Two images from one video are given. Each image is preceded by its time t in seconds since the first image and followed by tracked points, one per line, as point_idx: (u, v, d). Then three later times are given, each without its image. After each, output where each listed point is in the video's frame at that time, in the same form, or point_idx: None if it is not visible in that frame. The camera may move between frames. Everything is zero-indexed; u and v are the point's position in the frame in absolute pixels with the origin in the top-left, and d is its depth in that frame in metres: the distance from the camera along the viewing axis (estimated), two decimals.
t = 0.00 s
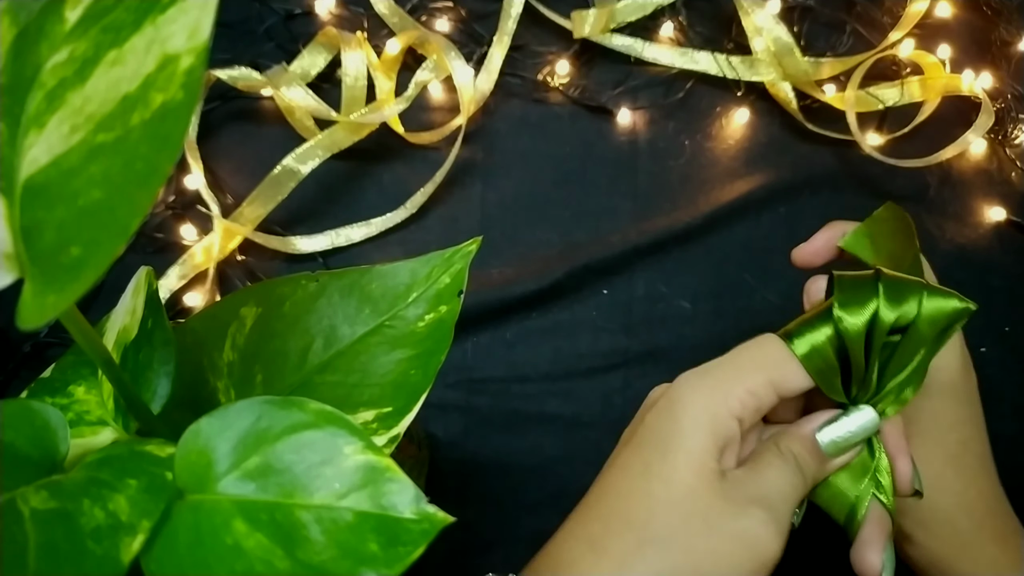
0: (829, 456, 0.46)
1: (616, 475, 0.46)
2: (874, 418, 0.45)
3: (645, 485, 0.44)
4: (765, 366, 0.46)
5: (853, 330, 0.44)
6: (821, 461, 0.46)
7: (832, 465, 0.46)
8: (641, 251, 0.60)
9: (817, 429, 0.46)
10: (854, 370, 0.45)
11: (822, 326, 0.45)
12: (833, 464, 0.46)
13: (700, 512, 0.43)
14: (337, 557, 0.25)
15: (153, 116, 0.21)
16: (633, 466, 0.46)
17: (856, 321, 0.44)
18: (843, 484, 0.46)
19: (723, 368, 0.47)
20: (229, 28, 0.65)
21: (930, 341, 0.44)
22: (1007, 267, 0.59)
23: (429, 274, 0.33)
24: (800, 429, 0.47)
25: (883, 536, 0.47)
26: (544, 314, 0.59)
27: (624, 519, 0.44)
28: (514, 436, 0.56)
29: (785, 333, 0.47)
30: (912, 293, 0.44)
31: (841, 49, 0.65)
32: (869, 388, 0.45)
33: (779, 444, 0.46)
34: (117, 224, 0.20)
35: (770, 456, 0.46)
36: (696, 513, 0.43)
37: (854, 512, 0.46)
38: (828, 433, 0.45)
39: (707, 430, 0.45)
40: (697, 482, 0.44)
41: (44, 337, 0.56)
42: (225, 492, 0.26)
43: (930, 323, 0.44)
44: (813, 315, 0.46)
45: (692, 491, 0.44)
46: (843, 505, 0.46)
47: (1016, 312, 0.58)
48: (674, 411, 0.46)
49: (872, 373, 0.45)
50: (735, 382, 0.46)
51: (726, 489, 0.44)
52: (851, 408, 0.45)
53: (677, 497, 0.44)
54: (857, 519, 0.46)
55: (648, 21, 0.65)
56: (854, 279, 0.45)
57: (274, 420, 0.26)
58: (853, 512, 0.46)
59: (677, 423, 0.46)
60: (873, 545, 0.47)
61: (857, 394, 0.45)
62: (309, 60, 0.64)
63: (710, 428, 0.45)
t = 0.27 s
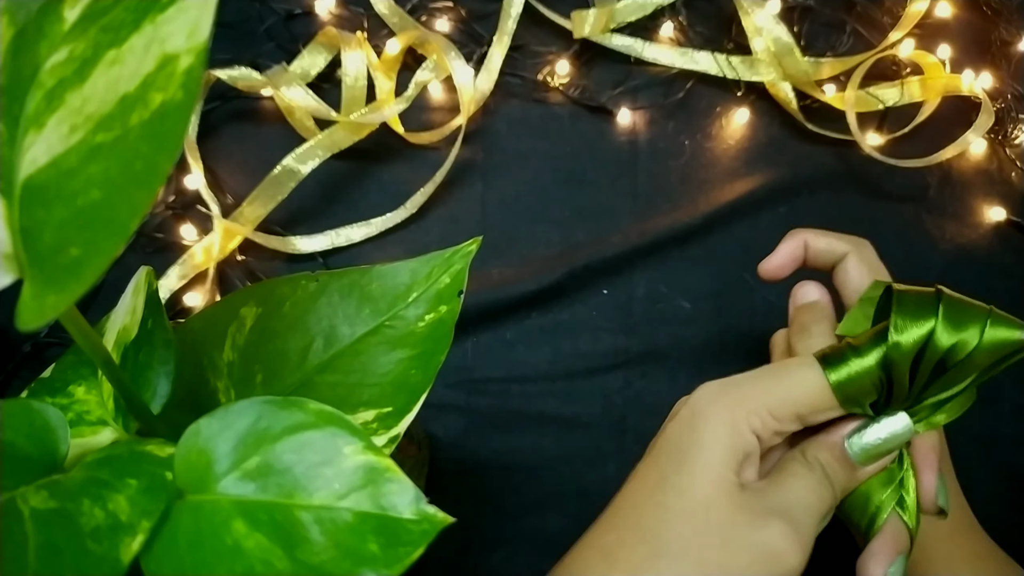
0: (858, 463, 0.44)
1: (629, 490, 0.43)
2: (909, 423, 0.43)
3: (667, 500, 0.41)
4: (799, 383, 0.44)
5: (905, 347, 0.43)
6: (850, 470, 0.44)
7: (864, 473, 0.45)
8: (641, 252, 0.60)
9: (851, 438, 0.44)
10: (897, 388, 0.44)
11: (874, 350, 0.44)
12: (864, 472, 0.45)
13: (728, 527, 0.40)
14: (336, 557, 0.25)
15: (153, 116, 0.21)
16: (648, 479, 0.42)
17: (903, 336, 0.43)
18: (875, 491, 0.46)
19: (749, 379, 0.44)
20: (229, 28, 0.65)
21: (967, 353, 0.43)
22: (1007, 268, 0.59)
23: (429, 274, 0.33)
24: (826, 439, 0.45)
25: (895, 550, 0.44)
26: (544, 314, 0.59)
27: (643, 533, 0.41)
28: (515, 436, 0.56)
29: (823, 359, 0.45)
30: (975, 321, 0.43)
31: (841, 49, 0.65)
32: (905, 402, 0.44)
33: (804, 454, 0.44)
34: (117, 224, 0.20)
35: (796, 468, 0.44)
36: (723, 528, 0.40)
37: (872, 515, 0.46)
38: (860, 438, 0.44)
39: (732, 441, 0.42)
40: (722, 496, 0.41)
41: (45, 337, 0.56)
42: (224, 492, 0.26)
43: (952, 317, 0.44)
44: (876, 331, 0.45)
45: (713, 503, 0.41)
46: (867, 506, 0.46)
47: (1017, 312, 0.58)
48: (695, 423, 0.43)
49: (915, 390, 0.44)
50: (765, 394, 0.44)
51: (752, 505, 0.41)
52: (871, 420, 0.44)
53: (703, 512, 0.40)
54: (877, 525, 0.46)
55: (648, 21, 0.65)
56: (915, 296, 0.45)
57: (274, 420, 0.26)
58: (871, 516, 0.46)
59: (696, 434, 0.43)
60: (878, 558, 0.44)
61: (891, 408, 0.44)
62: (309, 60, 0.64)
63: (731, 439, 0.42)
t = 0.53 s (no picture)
0: (784, 392, 0.45)
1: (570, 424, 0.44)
2: (832, 352, 0.44)
3: (604, 434, 0.43)
4: (724, 313, 0.45)
5: (813, 254, 0.43)
6: (778, 401, 0.45)
7: (790, 402, 0.46)
8: (641, 252, 0.60)
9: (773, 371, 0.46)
10: (816, 298, 0.43)
11: (787, 266, 0.44)
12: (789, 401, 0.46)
13: (659, 461, 0.42)
14: (337, 557, 0.25)
15: (152, 116, 0.21)
16: (584, 417, 0.44)
17: (814, 242, 0.43)
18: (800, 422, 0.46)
19: (684, 317, 0.46)
20: (229, 28, 0.65)
21: (896, 260, 0.42)
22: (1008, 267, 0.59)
23: (429, 274, 0.33)
24: (755, 369, 0.46)
25: (832, 465, 0.45)
26: (544, 314, 0.59)
27: (579, 467, 0.42)
28: (515, 436, 0.56)
29: (746, 279, 0.45)
30: (875, 219, 0.43)
31: (841, 49, 0.65)
32: (831, 314, 0.43)
33: (733, 386, 0.46)
34: (117, 223, 0.20)
35: (722, 397, 0.45)
36: (654, 460, 0.42)
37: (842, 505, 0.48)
38: (785, 369, 0.45)
39: (667, 380, 0.44)
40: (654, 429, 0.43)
41: (45, 337, 0.56)
42: (225, 492, 0.26)
43: (897, 250, 0.42)
44: (784, 248, 0.45)
45: (646, 437, 0.43)
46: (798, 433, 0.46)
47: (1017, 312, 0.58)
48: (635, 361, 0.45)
49: (836, 301, 0.43)
50: (696, 331, 0.45)
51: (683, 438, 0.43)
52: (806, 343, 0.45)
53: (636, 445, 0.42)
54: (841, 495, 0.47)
55: (648, 21, 0.65)
56: (816, 204, 0.44)
57: (274, 420, 0.26)
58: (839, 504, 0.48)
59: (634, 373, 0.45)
60: (819, 475, 0.45)
61: (814, 326, 0.45)
62: (309, 59, 0.64)
63: (668, 376, 0.44)
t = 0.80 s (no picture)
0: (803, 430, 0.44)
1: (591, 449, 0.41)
2: (839, 390, 0.43)
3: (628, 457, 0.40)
4: (747, 343, 0.42)
5: (821, 286, 0.43)
6: (796, 435, 0.43)
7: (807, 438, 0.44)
8: (641, 252, 0.60)
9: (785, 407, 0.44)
10: (824, 326, 0.43)
11: (796, 299, 0.43)
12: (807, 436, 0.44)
13: (681, 487, 0.39)
14: (336, 557, 0.25)
15: (151, 116, 0.21)
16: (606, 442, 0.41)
17: (824, 276, 0.43)
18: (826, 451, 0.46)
19: (707, 348, 0.43)
20: (229, 28, 0.65)
21: (878, 294, 0.44)
22: (1008, 267, 0.59)
23: (429, 274, 0.33)
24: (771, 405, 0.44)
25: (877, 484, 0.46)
26: (544, 313, 0.59)
27: (601, 492, 0.39)
28: (515, 436, 0.56)
29: (760, 311, 0.43)
30: (869, 256, 0.44)
31: (841, 49, 0.65)
32: (835, 345, 0.44)
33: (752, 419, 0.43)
34: (116, 223, 0.20)
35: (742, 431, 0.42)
36: (675, 486, 0.39)
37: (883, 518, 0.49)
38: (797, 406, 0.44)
39: (693, 405, 0.41)
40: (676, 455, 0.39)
41: (45, 337, 0.56)
42: (225, 492, 0.26)
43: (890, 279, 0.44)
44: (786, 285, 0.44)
45: (669, 461, 0.39)
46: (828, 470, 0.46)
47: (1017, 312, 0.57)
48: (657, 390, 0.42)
49: (838, 333, 0.44)
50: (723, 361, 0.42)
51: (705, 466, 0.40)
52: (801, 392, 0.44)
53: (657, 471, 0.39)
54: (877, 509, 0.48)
55: (648, 21, 0.65)
56: (816, 244, 0.44)
57: (274, 420, 0.26)
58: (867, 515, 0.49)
59: (658, 396, 0.41)
60: (870, 494, 0.46)
61: (819, 362, 0.44)
62: (309, 59, 0.64)
63: (693, 402, 0.41)
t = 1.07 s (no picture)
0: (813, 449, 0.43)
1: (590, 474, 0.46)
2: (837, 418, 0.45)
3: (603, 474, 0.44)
4: (746, 376, 0.45)
5: (829, 322, 0.46)
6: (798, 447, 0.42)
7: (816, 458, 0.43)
8: (641, 252, 0.60)
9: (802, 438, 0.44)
10: (835, 361, 0.46)
11: (800, 331, 0.46)
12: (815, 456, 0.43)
13: (634, 496, 0.42)
14: (336, 557, 0.25)
15: (151, 116, 0.21)
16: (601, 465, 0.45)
17: (829, 314, 0.46)
18: (860, 461, 0.47)
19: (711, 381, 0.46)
20: (229, 28, 0.65)
21: (888, 311, 0.46)
22: (1007, 268, 0.59)
23: (429, 274, 0.33)
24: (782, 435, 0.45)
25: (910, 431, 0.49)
26: (544, 313, 0.59)
27: (563, 504, 0.43)
28: (515, 436, 0.56)
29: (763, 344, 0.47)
30: (873, 274, 0.46)
31: (841, 49, 0.65)
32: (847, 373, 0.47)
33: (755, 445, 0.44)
34: (117, 223, 0.20)
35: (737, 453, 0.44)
36: (621, 498, 0.42)
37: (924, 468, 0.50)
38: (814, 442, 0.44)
39: (675, 429, 0.45)
40: (632, 474, 0.43)
41: (45, 337, 0.56)
42: (224, 492, 0.26)
43: (895, 292, 0.46)
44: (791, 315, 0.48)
45: (634, 475, 0.43)
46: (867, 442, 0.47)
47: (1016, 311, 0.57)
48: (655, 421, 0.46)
49: (852, 363, 0.46)
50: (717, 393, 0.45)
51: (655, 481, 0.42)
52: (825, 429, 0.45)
53: (610, 489, 0.43)
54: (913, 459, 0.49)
55: (648, 21, 0.65)
56: (814, 276, 0.48)
57: (274, 420, 0.26)
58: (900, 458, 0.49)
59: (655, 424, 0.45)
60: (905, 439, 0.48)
61: (835, 392, 0.47)
62: (309, 59, 0.64)
63: (677, 427, 0.45)
